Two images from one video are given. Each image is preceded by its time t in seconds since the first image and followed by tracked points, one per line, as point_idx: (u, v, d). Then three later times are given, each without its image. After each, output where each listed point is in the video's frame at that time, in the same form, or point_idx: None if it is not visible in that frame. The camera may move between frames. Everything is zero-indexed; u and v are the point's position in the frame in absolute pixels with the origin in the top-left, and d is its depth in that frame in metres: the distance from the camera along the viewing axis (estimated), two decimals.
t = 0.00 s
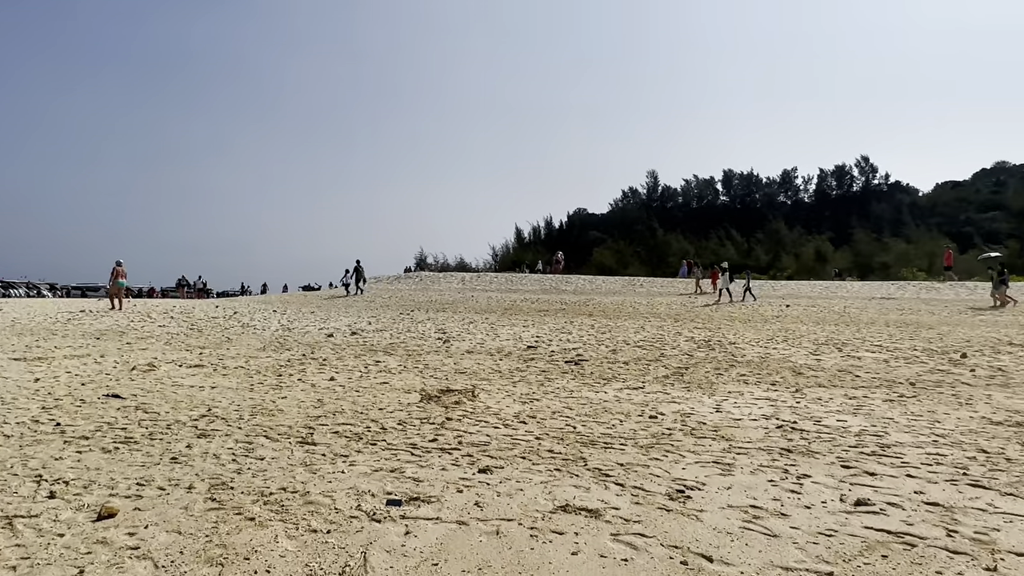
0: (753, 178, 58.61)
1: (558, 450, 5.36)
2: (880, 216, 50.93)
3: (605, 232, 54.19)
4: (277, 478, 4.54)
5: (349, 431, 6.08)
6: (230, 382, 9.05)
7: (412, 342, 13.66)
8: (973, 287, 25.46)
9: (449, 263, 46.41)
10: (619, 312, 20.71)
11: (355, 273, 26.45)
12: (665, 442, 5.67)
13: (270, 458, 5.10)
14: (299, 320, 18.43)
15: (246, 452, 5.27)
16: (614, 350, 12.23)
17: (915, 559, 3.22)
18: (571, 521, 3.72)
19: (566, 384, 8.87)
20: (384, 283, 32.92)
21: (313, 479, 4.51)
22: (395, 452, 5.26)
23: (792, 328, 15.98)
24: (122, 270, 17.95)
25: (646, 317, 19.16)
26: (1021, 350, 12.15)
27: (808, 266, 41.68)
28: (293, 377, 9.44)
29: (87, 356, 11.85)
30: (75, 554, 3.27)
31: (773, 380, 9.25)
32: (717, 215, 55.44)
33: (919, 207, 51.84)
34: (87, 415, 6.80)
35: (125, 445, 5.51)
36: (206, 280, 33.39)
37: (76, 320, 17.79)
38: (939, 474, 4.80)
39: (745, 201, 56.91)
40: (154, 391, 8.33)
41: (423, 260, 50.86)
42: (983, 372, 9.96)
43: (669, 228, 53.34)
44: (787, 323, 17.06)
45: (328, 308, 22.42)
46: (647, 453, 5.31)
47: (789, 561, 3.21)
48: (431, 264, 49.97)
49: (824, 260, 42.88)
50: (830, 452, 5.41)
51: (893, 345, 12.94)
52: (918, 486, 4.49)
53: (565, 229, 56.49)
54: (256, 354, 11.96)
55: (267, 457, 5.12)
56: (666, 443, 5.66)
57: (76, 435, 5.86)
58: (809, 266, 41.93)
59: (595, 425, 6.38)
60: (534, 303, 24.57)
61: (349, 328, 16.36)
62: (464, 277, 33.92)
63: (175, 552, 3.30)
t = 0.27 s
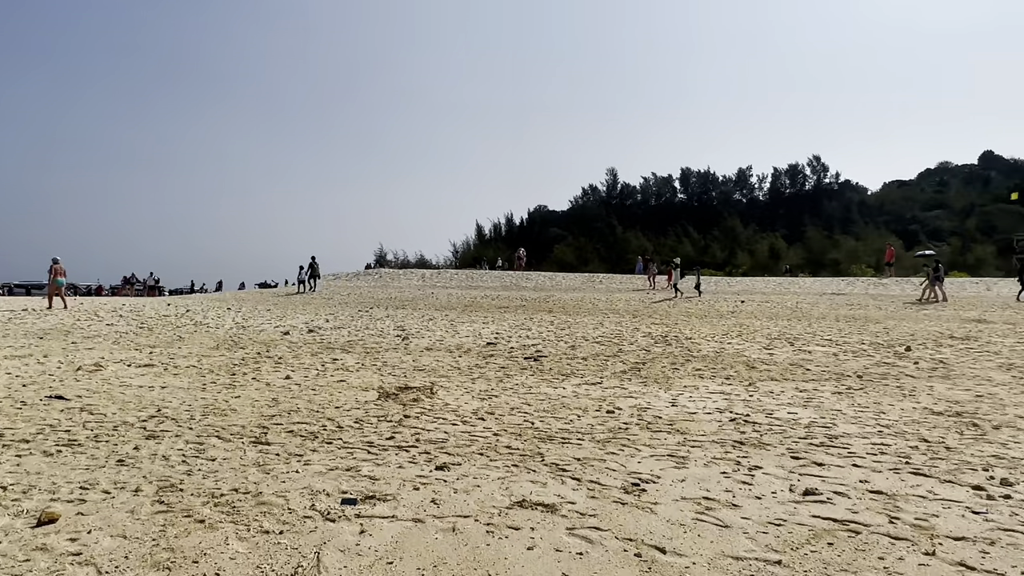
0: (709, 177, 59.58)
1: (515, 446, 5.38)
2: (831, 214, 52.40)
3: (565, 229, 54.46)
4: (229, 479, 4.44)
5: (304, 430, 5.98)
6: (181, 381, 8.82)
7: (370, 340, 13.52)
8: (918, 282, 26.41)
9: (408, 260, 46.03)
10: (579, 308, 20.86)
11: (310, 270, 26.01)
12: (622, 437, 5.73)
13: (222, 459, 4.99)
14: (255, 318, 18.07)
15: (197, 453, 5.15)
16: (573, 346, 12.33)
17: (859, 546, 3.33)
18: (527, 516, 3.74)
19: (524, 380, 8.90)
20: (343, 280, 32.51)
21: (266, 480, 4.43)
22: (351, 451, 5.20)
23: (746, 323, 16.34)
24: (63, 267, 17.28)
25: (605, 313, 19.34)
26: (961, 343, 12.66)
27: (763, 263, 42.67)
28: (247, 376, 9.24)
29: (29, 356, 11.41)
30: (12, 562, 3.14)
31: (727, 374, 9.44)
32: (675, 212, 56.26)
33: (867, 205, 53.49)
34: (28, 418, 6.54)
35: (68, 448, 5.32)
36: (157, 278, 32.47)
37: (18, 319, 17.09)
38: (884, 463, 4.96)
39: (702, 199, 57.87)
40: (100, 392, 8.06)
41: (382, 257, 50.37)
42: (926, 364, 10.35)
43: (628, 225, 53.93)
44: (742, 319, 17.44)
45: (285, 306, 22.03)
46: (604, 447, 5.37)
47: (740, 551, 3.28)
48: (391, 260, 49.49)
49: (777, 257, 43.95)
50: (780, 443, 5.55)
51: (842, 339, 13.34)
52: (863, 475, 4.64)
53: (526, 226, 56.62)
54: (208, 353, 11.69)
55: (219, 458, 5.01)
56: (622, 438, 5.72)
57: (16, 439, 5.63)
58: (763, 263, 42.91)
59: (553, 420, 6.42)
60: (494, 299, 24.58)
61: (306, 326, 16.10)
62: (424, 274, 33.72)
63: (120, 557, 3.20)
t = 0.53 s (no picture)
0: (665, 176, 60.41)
1: (471, 445, 5.36)
2: (782, 214, 53.76)
3: (523, 227, 54.57)
4: (176, 483, 4.32)
5: (256, 431, 5.86)
6: (126, 383, 8.54)
7: (324, 339, 13.32)
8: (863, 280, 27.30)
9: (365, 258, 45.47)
10: (536, 306, 20.91)
11: (263, 269, 25.46)
12: (577, 434, 5.77)
13: (168, 462, 4.85)
14: (205, 318, 17.59)
15: (142, 457, 4.99)
16: (530, 344, 12.37)
17: (804, 536, 3.42)
18: (482, 514, 3.73)
19: (481, 378, 8.89)
20: (297, 279, 31.92)
21: (215, 483, 4.32)
22: (304, 452, 5.11)
23: (700, 321, 16.63)
24: None
25: (562, 311, 19.45)
26: (903, 339, 13.13)
27: (716, 262, 43.52)
28: (196, 377, 8.99)
29: None
30: None
31: (681, 370, 9.60)
32: (632, 211, 56.92)
33: (816, 205, 55.02)
34: None
35: (3, 454, 5.09)
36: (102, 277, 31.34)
37: None
38: (829, 455, 5.11)
39: (658, 198, 58.67)
40: (39, 395, 7.74)
41: (338, 255, 49.64)
42: (871, 359, 10.71)
43: (586, 224, 54.37)
44: (696, 316, 17.75)
45: (237, 305, 21.52)
46: (559, 444, 5.40)
47: (690, 544, 3.33)
48: (348, 259, 48.79)
49: (730, 256, 44.89)
50: (731, 438, 5.67)
51: (791, 336, 13.70)
52: (810, 467, 4.77)
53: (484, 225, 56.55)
54: (155, 354, 11.33)
55: (165, 462, 4.86)
56: (577, 434, 5.76)
57: None
58: (717, 262, 43.77)
59: (509, 418, 6.42)
60: (452, 298, 24.47)
61: (258, 325, 15.76)
62: (382, 273, 33.37)
63: (58, 567, 3.08)
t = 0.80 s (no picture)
0: (619, 178, 61.11)
1: (423, 446, 5.33)
2: (732, 216, 55.01)
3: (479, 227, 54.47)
4: (114, 491, 4.17)
5: (201, 436, 5.70)
6: (63, 388, 8.20)
7: (275, 341, 13.05)
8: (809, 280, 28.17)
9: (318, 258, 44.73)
10: (491, 306, 20.91)
11: (210, 269, 24.76)
12: (530, 433, 5.79)
13: (107, 470, 4.67)
14: (150, 320, 17.06)
15: (79, 465, 4.79)
16: (484, 345, 12.36)
17: (749, 531, 3.50)
18: (432, 516, 3.71)
19: (435, 379, 8.84)
20: (248, 279, 31.18)
21: (156, 490, 4.18)
22: (251, 457, 5.00)
23: (653, 320, 16.89)
24: None
25: (518, 311, 19.48)
26: (845, 337, 13.58)
27: (669, 263, 44.28)
28: (139, 381, 8.70)
29: None
30: None
31: (633, 369, 9.72)
32: (586, 212, 57.42)
33: (765, 207, 56.47)
34: None
35: None
36: (39, 278, 30.01)
37: None
38: (774, 451, 5.25)
39: (612, 199, 59.31)
40: None
41: (291, 255, 48.70)
42: (815, 357, 11.05)
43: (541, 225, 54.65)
44: (649, 316, 18.00)
45: (184, 307, 20.91)
46: (511, 444, 5.41)
47: (638, 541, 3.37)
48: (300, 259, 47.89)
49: (682, 257, 45.75)
50: (680, 435, 5.77)
51: (740, 335, 14.03)
52: (755, 463, 4.89)
53: (439, 224, 56.29)
54: (95, 357, 10.91)
55: (103, 469, 4.68)
56: (530, 434, 5.78)
57: None
58: (670, 263, 44.54)
59: (462, 419, 6.40)
60: (408, 298, 24.27)
61: (206, 327, 15.33)
62: (335, 273, 32.86)
63: None
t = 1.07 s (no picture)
0: (571, 180, 61.58)
1: (371, 449, 5.26)
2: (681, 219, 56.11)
3: (432, 228, 54.13)
4: (44, 501, 3.98)
5: (138, 442, 5.50)
6: None
7: (219, 343, 12.70)
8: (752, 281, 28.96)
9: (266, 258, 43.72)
10: (443, 308, 20.81)
11: (151, 270, 23.94)
12: (480, 435, 5.78)
13: (35, 479, 4.46)
14: (86, 322, 16.36)
15: (5, 474, 4.56)
16: (435, 346, 12.28)
17: (692, 527, 3.57)
18: (378, 519, 3.66)
19: (385, 381, 8.75)
20: (191, 279, 30.26)
21: (89, 499, 4.02)
22: (191, 463, 4.85)
23: (603, 321, 17.08)
24: None
25: (470, 312, 19.44)
26: (787, 336, 14.01)
27: (620, 265, 44.91)
28: (73, 386, 8.34)
29: None
30: None
31: (583, 370, 9.82)
32: (539, 213, 57.71)
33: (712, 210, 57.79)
34: None
35: None
36: None
37: None
38: (718, 449, 5.37)
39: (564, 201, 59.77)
40: None
41: (238, 255, 47.47)
42: (758, 356, 11.36)
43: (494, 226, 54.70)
44: (599, 316, 18.20)
45: (123, 308, 20.15)
46: (461, 446, 5.38)
47: (585, 539, 3.40)
48: (247, 259, 46.71)
49: (633, 258, 46.49)
50: (628, 434, 5.85)
51: (687, 335, 14.32)
52: (700, 460, 4.99)
53: (391, 225, 55.76)
54: (26, 362, 10.41)
55: (32, 478, 4.47)
56: (479, 435, 5.77)
57: None
58: (621, 264, 45.18)
59: (411, 421, 6.35)
60: (358, 300, 23.94)
61: (146, 329, 14.82)
62: (283, 274, 32.17)
63: None
